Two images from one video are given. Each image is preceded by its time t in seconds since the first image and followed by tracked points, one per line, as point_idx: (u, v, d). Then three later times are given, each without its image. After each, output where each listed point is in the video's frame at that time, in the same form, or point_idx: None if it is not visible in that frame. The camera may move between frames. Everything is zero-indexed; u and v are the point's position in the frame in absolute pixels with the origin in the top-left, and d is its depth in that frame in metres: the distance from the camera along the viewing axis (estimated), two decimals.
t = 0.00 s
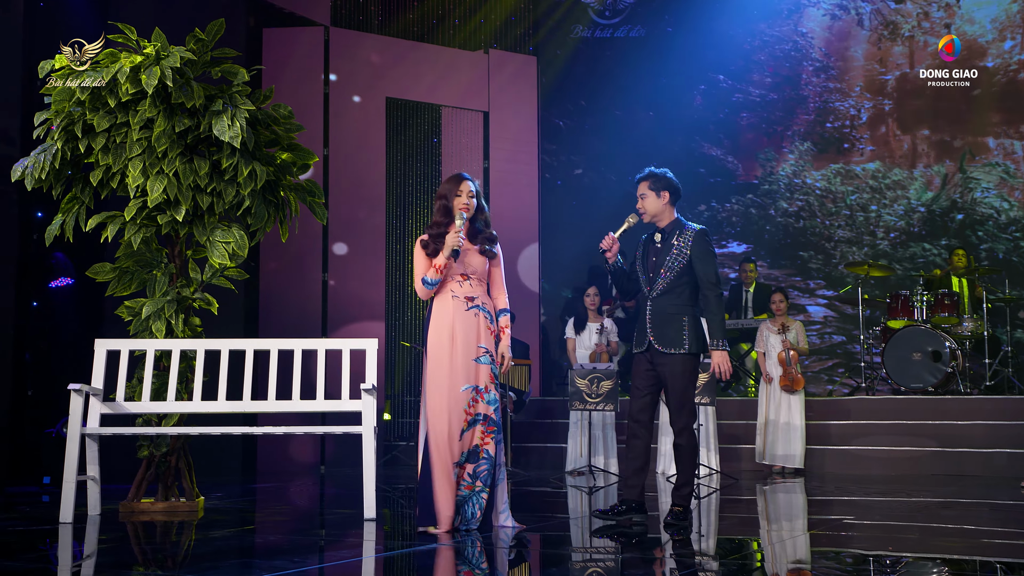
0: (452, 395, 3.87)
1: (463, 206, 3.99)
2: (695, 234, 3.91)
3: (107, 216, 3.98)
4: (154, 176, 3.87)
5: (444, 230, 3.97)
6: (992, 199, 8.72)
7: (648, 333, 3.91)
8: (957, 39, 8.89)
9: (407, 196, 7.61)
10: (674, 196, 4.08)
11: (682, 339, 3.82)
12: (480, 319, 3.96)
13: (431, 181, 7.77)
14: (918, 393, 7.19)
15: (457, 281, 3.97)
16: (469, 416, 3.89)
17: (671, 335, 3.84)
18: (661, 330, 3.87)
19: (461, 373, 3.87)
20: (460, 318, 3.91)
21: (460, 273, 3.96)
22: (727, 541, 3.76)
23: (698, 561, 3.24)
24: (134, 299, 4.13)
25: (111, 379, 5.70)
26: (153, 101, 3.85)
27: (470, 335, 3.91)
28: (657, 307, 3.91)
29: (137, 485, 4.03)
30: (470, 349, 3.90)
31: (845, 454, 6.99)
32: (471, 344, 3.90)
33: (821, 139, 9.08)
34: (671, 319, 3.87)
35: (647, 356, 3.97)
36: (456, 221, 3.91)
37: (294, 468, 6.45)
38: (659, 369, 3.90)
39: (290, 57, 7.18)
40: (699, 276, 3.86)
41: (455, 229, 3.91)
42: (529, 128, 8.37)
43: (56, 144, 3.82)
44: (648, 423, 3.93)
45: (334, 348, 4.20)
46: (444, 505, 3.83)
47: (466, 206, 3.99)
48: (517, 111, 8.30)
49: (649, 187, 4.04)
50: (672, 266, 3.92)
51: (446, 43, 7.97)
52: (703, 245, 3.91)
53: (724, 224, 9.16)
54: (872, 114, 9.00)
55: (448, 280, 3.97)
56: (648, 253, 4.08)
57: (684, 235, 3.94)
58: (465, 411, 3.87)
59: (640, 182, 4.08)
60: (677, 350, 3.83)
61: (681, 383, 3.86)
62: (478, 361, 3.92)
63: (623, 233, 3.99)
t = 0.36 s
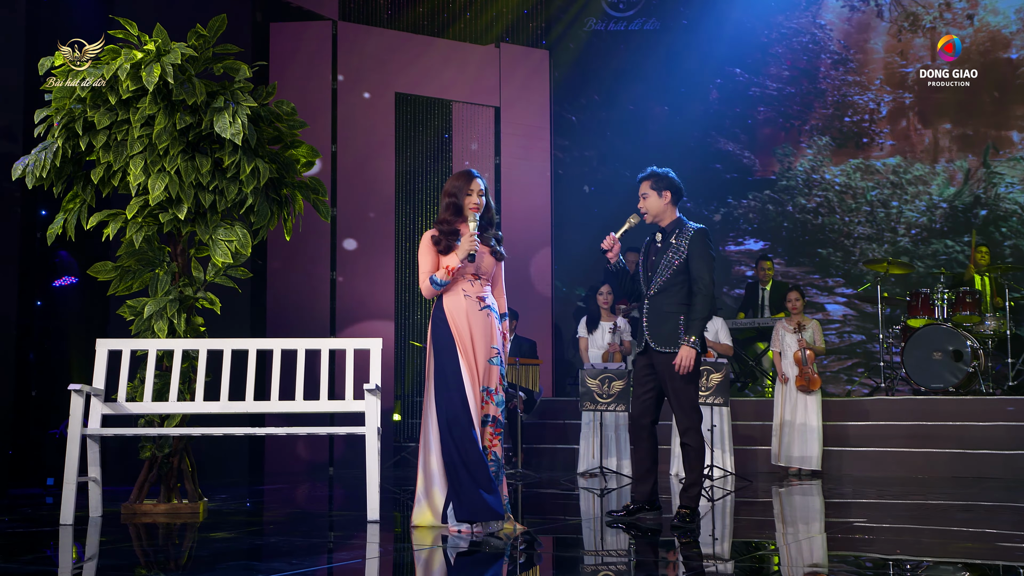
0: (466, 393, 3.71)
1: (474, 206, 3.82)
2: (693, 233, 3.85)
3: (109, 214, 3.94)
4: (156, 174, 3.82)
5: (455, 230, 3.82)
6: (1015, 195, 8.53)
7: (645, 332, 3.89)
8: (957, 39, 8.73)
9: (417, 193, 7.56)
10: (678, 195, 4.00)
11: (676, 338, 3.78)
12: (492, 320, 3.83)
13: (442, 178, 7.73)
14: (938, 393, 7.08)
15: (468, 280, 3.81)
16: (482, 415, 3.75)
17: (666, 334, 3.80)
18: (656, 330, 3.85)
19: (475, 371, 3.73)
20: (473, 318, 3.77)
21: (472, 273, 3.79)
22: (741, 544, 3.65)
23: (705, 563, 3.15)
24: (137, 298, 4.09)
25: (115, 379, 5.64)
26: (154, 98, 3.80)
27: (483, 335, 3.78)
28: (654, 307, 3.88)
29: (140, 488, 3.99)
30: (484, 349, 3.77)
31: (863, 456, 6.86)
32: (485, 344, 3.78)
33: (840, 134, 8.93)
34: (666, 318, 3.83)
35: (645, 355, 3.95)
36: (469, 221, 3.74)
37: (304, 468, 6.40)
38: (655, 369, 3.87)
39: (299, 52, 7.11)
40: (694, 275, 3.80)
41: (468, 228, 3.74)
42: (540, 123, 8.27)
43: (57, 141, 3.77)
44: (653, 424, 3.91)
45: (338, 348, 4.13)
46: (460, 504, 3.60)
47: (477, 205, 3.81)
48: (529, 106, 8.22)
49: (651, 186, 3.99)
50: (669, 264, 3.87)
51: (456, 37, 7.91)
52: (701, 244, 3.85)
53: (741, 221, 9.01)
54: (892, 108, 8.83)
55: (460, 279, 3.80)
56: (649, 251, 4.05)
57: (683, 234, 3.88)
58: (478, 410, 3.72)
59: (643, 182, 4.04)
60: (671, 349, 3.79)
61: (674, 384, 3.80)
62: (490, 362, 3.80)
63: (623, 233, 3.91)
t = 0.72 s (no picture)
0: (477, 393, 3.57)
1: (486, 202, 3.70)
2: (678, 237, 3.86)
3: (111, 213, 3.89)
4: (157, 173, 3.76)
5: (468, 226, 3.72)
6: None
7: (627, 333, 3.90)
8: (957, 39, 8.62)
9: (427, 191, 7.50)
10: (666, 198, 4.01)
11: (657, 340, 3.79)
12: (505, 318, 3.72)
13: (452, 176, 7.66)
14: (959, 395, 6.96)
15: (483, 277, 3.68)
16: (490, 416, 3.63)
17: (646, 335, 3.82)
18: (636, 331, 3.85)
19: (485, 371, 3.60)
20: (490, 317, 3.65)
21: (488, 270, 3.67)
22: (755, 549, 3.51)
23: (713, 569, 3.03)
24: (139, 298, 4.04)
25: (118, 379, 5.59)
26: (154, 95, 3.75)
27: (494, 335, 3.66)
28: (635, 309, 3.90)
29: (141, 490, 3.94)
30: (495, 349, 3.65)
31: (882, 459, 6.72)
32: (496, 343, 3.66)
33: (858, 129, 8.78)
34: (647, 320, 3.84)
35: (629, 356, 3.95)
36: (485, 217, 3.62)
37: (313, 467, 6.35)
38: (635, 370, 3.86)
39: (307, 47, 7.05)
40: (676, 278, 3.81)
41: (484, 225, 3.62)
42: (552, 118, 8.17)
43: (57, 139, 3.73)
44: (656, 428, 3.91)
45: (342, 348, 4.07)
46: (465, 512, 3.47)
47: (490, 201, 3.71)
48: (540, 102, 8.13)
49: (638, 189, 4.00)
50: (652, 267, 3.89)
51: (470, 32, 7.84)
52: (685, 248, 3.86)
53: (757, 219, 8.85)
54: (911, 103, 8.68)
55: (474, 276, 3.66)
56: (634, 253, 4.05)
57: (668, 238, 3.90)
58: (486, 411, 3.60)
59: (631, 184, 4.04)
60: (652, 351, 3.80)
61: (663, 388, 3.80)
62: (499, 362, 3.68)
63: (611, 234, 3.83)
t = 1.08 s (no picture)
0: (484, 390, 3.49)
1: (498, 200, 3.59)
2: (670, 238, 3.87)
3: (113, 213, 3.85)
4: (159, 172, 3.71)
5: (481, 223, 3.58)
6: None
7: (620, 335, 3.92)
8: (956, 40, 8.51)
9: (436, 190, 7.45)
10: (660, 199, 4.03)
11: (648, 341, 3.80)
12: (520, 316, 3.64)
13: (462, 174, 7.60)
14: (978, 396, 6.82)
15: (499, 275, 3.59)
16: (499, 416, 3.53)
17: (639, 337, 3.83)
18: (630, 333, 3.88)
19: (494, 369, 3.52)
20: (507, 315, 3.57)
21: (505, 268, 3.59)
22: (769, 554, 3.42)
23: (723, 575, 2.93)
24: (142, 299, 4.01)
25: (118, 380, 5.53)
26: (155, 94, 3.70)
27: (506, 333, 3.58)
28: (629, 311, 3.92)
29: (144, 492, 3.92)
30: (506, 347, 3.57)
31: (899, 462, 6.59)
32: (507, 342, 3.58)
33: (874, 126, 8.64)
34: (640, 321, 3.86)
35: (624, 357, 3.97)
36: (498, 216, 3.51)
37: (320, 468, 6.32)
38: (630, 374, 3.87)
39: (314, 44, 7.01)
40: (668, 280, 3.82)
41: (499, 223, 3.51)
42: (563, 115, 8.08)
43: (57, 139, 3.69)
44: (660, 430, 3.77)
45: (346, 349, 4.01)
46: (468, 515, 3.38)
47: (502, 199, 3.59)
48: (550, 98, 8.05)
49: (633, 190, 4.01)
50: (645, 269, 3.90)
51: (480, 29, 7.78)
52: (677, 250, 3.86)
53: (772, 217, 8.71)
54: (929, 98, 8.55)
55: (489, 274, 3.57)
56: (630, 255, 4.07)
57: (661, 239, 3.91)
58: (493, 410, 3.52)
59: (626, 185, 4.05)
60: (643, 352, 3.81)
61: (654, 388, 3.79)
62: (510, 361, 3.60)
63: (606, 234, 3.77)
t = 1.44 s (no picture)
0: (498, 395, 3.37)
1: (514, 201, 3.51)
2: (668, 238, 3.85)
3: (116, 212, 3.82)
4: (161, 171, 3.67)
5: (496, 222, 3.47)
6: None
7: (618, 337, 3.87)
8: (957, 39, 8.41)
9: (446, 188, 7.40)
10: (659, 200, 4.00)
11: (648, 343, 3.77)
12: (530, 317, 3.54)
13: (472, 172, 7.55)
14: (997, 397, 6.77)
15: (509, 277, 3.47)
16: (510, 420, 3.42)
17: (638, 338, 3.79)
18: (630, 335, 3.82)
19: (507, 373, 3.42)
20: (518, 317, 3.46)
21: (517, 269, 3.48)
22: (783, 558, 3.32)
23: None
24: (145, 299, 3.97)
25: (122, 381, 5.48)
26: (158, 93, 3.65)
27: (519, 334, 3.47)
28: (628, 312, 3.88)
29: (148, 495, 3.88)
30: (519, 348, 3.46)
31: (918, 464, 6.46)
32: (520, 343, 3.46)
33: (891, 121, 8.51)
34: (638, 323, 3.82)
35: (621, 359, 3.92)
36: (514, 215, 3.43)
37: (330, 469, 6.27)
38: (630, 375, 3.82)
39: (322, 42, 6.96)
40: (666, 280, 3.80)
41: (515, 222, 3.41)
42: (575, 111, 7.99)
43: (60, 138, 3.66)
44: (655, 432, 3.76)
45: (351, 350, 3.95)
46: (481, 518, 3.30)
47: (519, 201, 3.51)
48: (562, 96, 7.96)
49: (631, 189, 3.97)
50: (643, 269, 3.87)
51: (491, 26, 7.71)
52: (674, 250, 3.84)
53: (789, 215, 8.59)
54: (947, 93, 8.44)
55: (501, 275, 3.46)
56: (626, 255, 4.03)
57: (659, 239, 3.89)
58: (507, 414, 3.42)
59: (624, 184, 4.01)
60: (644, 354, 3.77)
61: (650, 389, 3.75)
62: (524, 363, 3.48)
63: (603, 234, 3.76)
